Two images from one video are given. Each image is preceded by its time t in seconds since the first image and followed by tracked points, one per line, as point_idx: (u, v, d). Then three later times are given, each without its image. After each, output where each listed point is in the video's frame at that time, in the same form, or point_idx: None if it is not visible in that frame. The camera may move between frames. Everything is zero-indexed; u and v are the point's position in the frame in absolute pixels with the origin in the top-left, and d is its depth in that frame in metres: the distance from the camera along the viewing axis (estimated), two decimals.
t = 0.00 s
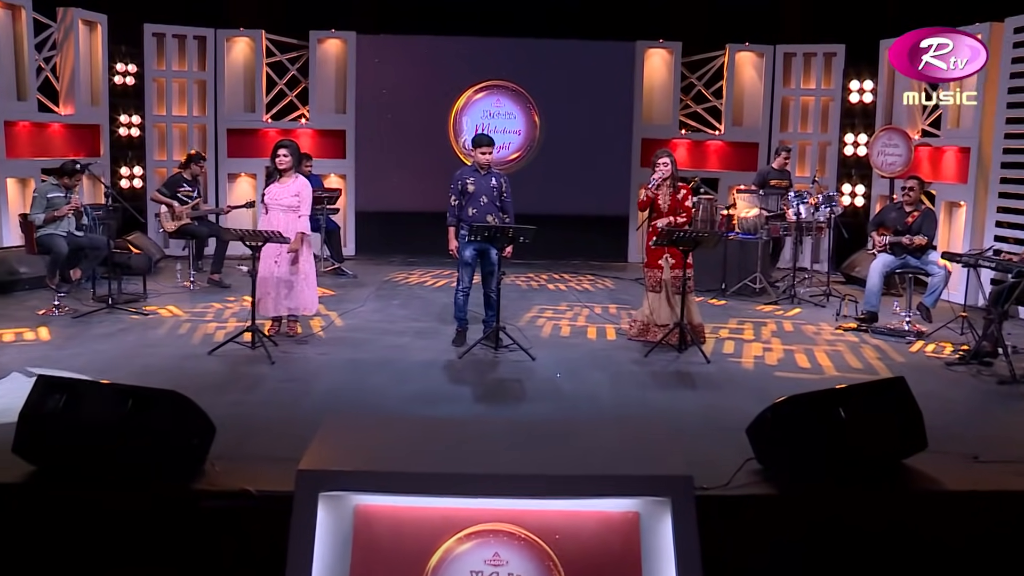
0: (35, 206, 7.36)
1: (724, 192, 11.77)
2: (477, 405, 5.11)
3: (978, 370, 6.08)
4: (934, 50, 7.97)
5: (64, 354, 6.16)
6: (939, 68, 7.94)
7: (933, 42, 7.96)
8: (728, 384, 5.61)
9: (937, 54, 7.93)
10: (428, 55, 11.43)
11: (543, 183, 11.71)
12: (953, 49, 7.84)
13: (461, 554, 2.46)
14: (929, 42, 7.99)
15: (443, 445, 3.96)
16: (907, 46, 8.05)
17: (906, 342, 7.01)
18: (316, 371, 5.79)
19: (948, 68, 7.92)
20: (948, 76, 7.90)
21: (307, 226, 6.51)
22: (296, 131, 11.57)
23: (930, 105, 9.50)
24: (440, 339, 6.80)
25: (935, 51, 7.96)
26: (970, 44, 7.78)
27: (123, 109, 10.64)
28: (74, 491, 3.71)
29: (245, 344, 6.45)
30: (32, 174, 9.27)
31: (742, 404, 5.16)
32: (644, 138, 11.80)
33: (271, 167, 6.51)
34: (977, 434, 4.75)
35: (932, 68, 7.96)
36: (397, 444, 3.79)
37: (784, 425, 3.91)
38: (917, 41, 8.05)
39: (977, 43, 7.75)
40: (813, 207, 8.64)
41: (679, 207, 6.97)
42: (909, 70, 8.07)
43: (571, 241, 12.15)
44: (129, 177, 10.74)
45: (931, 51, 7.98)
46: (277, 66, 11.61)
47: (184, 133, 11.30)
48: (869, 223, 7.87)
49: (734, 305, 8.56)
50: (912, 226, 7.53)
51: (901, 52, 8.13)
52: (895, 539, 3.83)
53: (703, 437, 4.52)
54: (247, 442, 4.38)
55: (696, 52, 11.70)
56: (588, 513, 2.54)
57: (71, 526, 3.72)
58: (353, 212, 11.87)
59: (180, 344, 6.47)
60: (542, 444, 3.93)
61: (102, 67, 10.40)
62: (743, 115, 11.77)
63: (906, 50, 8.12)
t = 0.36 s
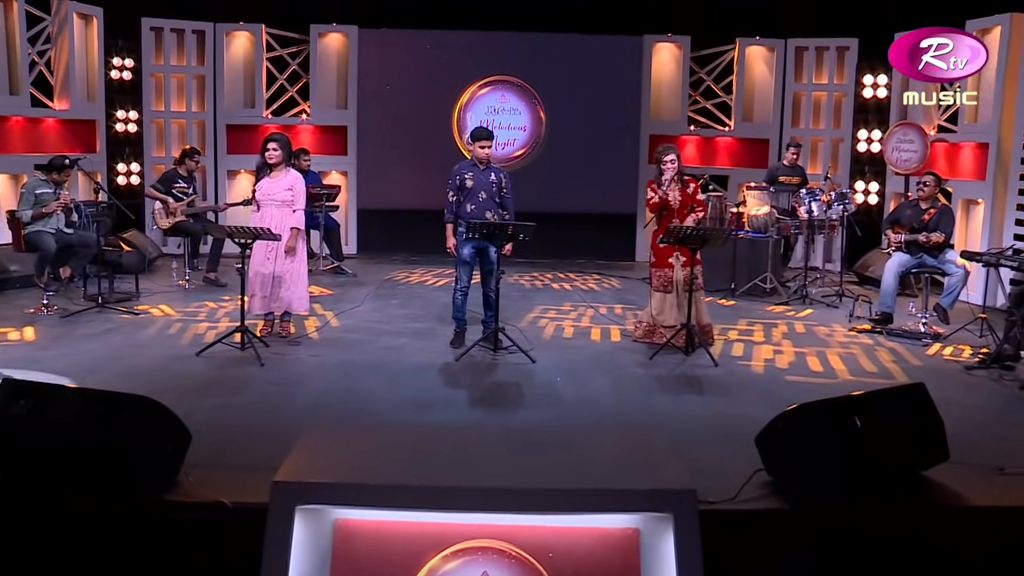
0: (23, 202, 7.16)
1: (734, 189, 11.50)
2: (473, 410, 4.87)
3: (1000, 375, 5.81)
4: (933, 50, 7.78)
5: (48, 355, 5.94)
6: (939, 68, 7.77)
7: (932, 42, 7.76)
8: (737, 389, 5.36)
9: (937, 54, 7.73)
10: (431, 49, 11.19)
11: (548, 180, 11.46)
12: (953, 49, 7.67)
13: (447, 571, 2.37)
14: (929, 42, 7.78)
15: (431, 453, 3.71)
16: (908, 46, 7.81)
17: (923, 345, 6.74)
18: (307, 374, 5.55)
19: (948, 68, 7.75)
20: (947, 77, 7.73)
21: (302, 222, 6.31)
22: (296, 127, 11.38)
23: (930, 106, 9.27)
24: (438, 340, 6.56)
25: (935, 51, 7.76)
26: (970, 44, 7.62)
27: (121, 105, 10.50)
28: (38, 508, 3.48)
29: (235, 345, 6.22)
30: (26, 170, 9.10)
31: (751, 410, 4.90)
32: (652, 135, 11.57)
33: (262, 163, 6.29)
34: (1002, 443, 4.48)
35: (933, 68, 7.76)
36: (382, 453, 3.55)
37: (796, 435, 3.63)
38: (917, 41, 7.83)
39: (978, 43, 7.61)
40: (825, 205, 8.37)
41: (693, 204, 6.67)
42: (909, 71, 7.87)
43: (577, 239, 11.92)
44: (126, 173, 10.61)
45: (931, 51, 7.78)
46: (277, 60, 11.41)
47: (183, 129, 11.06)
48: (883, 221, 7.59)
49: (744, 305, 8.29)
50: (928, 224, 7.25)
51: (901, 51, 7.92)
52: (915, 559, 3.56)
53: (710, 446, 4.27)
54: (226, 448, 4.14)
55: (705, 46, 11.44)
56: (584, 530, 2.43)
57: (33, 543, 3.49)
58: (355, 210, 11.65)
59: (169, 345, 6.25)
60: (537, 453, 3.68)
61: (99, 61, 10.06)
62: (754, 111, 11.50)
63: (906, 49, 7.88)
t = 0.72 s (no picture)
0: (17, 197, 6.98)
1: (749, 187, 11.20)
2: (470, 415, 4.65)
3: None
4: (934, 50, 7.61)
5: (37, 354, 5.77)
6: (939, 68, 7.60)
7: (933, 42, 7.59)
8: (750, 394, 5.10)
9: (937, 54, 7.56)
10: (440, 44, 10.98)
11: (559, 177, 11.22)
12: (954, 49, 7.50)
13: None
14: (929, 42, 7.62)
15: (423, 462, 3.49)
16: (909, 45, 7.65)
17: (946, 348, 6.45)
18: (301, 375, 5.34)
19: (948, 68, 7.59)
20: (948, 77, 7.56)
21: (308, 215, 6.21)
22: (303, 123, 11.19)
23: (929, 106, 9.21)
24: (440, 341, 6.34)
25: (935, 51, 7.59)
26: (970, 44, 7.46)
27: (124, 100, 10.16)
28: None
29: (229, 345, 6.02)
30: (26, 166, 8.96)
31: (764, 416, 4.64)
32: (666, 132, 11.28)
33: (256, 157, 6.03)
34: None
35: (932, 69, 7.60)
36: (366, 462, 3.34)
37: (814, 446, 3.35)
38: (917, 41, 7.67)
39: (978, 43, 7.45)
40: (844, 202, 8.09)
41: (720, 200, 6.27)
42: (909, 71, 7.71)
43: (588, 237, 11.67)
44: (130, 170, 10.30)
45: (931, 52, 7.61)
46: (283, 55, 11.22)
47: (188, 124, 10.89)
48: (904, 219, 7.25)
49: (759, 306, 8.02)
50: (952, 222, 6.96)
51: (901, 51, 7.77)
52: None
53: (720, 454, 4.02)
54: (209, 454, 3.93)
55: (721, 40, 11.15)
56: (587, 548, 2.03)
57: None
58: (363, 207, 11.45)
59: (161, 344, 6.06)
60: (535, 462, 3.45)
61: (101, 58, 9.89)
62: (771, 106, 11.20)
63: (906, 49, 7.73)
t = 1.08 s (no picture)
0: (11, 192, 6.81)
1: (766, 184, 10.88)
2: (467, 419, 4.42)
3: None
4: (934, 50, 7.32)
5: (25, 353, 5.60)
6: (939, 68, 7.30)
7: (932, 42, 7.31)
8: (763, 399, 4.84)
9: (937, 54, 7.28)
10: (449, 38, 10.77)
11: (571, 174, 10.97)
12: (953, 49, 7.19)
13: None
14: (929, 41, 7.35)
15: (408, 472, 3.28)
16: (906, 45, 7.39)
17: (970, 351, 6.15)
18: (294, 376, 5.14)
19: (948, 69, 7.27)
20: (947, 77, 7.26)
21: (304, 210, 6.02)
22: (310, 118, 11.04)
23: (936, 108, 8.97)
24: (441, 341, 6.12)
25: (935, 51, 7.31)
26: (970, 44, 7.12)
27: (127, 95, 9.98)
28: None
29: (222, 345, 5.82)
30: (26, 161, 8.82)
31: (776, 423, 4.39)
32: (680, 127, 11.00)
33: (252, 150, 5.77)
34: None
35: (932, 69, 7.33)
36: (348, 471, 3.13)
37: (829, 457, 3.07)
38: (917, 40, 7.39)
39: (979, 42, 7.12)
40: (863, 200, 7.79)
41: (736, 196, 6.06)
42: (909, 71, 7.42)
43: (600, 236, 11.41)
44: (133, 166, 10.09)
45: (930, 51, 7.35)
46: (291, 50, 11.06)
47: (194, 120, 10.73)
48: (927, 216, 6.96)
49: (774, 307, 7.73)
50: (976, 219, 6.66)
51: (901, 51, 7.47)
52: None
53: (729, 463, 3.77)
54: (187, 460, 3.73)
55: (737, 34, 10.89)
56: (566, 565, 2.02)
57: None
58: (371, 205, 11.26)
59: (154, 343, 5.87)
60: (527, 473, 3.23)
61: (104, 53, 9.75)
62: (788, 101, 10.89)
63: (906, 49, 7.45)
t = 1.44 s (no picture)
0: (4, 187, 6.65)
1: (783, 181, 10.55)
2: (460, 425, 4.20)
3: None
4: (933, 50, 7.70)
5: (11, 351, 5.42)
6: (939, 68, 7.67)
7: (932, 42, 7.69)
8: (774, 405, 4.60)
9: (937, 54, 7.65)
10: (458, 32, 10.58)
11: (582, 171, 10.73)
12: (954, 49, 7.57)
13: None
14: (929, 42, 7.72)
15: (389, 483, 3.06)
16: (906, 45, 7.78)
17: (994, 355, 5.88)
18: (285, 377, 4.94)
19: (948, 68, 7.65)
20: (948, 77, 7.63)
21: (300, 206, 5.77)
22: (318, 114, 10.86)
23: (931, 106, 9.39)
24: (441, 342, 5.90)
25: (935, 51, 7.69)
26: (970, 44, 7.52)
27: (131, 90, 9.81)
28: None
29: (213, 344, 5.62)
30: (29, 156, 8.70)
31: (787, 431, 4.15)
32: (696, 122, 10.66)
33: (246, 143, 5.61)
34: None
35: (932, 69, 7.70)
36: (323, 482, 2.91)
37: (841, 470, 2.82)
38: (917, 41, 7.78)
39: (978, 43, 7.52)
40: (882, 197, 7.51)
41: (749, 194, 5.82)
42: (909, 70, 7.79)
43: (612, 234, 11.16)
44: (138, 163, 9.91)
45: (931, 51, 7.71)
46: (298, 44, 10.90)
47: (200, 116, 10.58)
48: (950, 214, 6.71)
49: (790, 307, 7.47)
50: (1002, 217, 6.38)
51: (901, 51, 7.85)
52: None
53: (735, 475, 3.52)
54: (162, 467, 3.53)
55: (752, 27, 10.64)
56: None
57: None
58: (378, 202, 11.07)
59: (144, 342, 5.68)
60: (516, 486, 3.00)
61: (108, 46, 9.59)
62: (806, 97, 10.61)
63: (906, 49, 7.83)
